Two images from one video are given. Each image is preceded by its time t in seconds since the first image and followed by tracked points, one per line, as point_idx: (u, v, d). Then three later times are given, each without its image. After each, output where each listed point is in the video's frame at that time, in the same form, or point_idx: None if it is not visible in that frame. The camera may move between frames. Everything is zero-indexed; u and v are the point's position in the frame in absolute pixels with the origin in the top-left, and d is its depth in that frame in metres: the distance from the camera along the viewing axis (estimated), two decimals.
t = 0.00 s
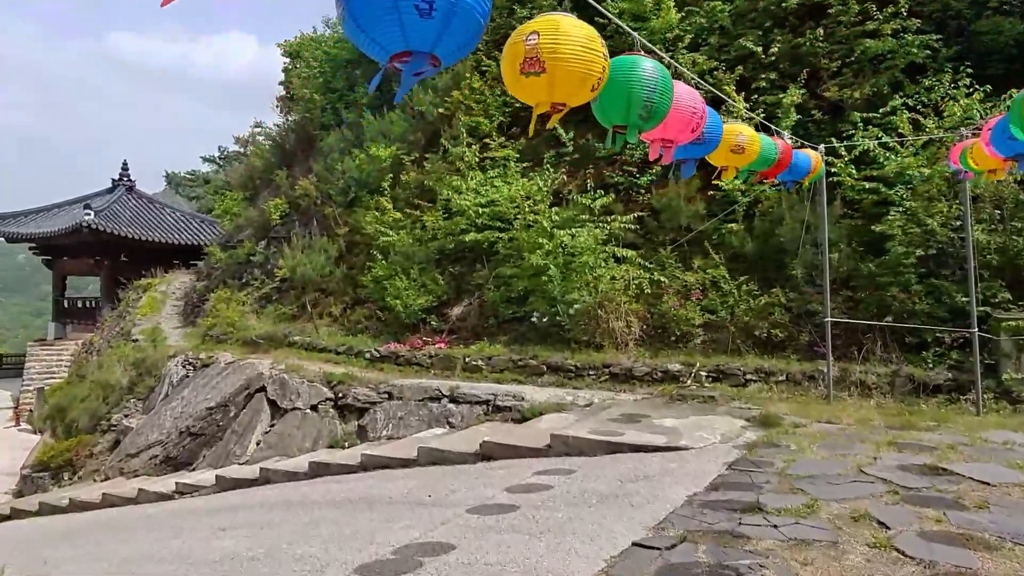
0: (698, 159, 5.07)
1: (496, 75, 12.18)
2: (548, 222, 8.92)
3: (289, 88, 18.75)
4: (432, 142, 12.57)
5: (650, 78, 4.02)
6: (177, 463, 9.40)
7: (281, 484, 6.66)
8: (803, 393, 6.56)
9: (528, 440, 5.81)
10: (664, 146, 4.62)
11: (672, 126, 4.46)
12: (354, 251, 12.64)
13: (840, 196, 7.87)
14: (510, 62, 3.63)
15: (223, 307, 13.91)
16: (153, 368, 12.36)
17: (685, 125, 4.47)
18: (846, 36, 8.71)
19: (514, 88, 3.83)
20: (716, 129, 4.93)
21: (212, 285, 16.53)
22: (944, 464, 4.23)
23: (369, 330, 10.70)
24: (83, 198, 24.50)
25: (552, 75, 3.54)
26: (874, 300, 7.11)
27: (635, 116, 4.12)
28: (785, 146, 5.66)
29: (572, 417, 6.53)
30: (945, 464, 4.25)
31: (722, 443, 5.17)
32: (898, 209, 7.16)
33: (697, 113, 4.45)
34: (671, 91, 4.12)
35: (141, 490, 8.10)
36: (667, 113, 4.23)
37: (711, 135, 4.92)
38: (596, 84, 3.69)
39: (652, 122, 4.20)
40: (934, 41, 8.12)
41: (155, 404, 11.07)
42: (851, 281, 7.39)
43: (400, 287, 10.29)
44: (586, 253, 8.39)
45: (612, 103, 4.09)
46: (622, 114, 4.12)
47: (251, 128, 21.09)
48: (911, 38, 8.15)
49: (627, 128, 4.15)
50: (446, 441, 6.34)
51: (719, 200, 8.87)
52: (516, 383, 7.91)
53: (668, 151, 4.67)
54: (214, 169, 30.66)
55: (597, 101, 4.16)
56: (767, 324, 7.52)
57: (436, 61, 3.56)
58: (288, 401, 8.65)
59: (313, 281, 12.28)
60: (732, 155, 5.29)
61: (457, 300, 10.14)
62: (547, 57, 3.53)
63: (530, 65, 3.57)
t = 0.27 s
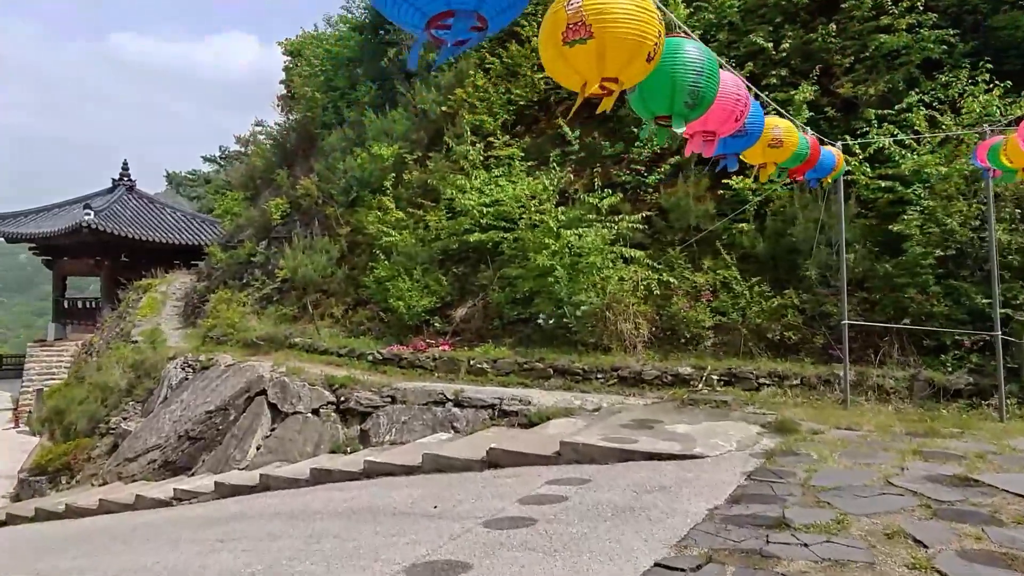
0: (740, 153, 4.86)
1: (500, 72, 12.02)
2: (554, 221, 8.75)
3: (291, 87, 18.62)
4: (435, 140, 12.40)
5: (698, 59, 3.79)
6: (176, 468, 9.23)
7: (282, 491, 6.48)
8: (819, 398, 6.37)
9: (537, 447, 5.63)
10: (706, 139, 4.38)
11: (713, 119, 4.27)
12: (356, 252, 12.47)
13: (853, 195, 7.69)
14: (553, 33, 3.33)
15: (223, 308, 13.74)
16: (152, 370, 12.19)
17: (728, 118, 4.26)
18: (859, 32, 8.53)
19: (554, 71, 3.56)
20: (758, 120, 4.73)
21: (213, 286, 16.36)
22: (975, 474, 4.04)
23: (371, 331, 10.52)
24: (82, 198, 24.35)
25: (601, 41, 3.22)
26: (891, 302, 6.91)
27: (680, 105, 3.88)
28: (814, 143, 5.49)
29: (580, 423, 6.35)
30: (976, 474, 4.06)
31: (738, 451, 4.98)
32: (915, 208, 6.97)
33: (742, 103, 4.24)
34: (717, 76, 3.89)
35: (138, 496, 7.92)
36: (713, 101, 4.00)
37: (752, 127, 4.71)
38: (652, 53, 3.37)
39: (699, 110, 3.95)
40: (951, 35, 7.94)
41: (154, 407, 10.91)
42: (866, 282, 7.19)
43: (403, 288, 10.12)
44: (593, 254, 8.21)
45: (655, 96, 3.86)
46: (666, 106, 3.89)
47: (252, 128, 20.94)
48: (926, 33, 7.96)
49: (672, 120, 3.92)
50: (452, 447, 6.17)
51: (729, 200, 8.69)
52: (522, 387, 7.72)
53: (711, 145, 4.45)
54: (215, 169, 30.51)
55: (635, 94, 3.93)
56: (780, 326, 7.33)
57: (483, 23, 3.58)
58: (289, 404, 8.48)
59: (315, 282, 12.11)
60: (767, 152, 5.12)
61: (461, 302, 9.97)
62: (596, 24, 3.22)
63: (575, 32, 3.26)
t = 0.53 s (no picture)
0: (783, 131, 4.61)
1: (504, 67, 11.83)
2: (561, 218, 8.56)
3: (291, 84, 18.46)
4: (438, 136, 12.21)
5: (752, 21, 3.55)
6: (174, 470, 9.05)
7: (281, 495, 6.30)
8: (836, 399, 6.16)
9: (546, 450, 5.43)
10: (749, 115, 4.18)
11: (757, 92, 4.04)
12: (357, 250, 12.28)
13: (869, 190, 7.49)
14: None
15: (223, 307, 13.56)
16: (151, 370, 12.01)
17: (773, 91, 4.03)
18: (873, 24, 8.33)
19: (594, 30, 3.19)
20: (801, 96, 4.49)
21: (212, 285, 16.19)
22: (1010, 480, 3.83)
23: (373, 330, 10.33)
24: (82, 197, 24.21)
25: None
26: (909, 300, 6.70)
27: (731, 75, 3.57)
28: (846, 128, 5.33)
29: (589, 425, 6.16)
30: (1012, 479, 3.85)
31: (757, 454, 4.78)
32: (934, 203, 6.77)
33: (788, 73, 4.02)
34: (770, 41, 3.60)
35: (135, 499, 7.74)
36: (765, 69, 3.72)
37: (796, 103, 4.47)
38: (706, 4, 2.97)
39: (751, 79, 3.64)
40: (969, 26, 7.74)
41: (152, 408, 10.73)
42: (883, 279, 6.98)
43: (405, 287, 9.94)
44: (601, 251, 8.02)
45: (703, 66, 3.54)
46: (714, 76, 3.57)
47: (252, 125, 20.76)
48: (943, 25, 7.77)
49: (721, 90, 3.60)
50: (457, 450, 5.97)
51: (740, 196, 8.50)
52: (528, 387, 7.53)
53: (753, 121, 4.22)
54: (215, 168, 30.35)
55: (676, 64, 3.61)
56: (794, 325, 7.12)
57: None
58: (289, 405, 8.30)
59: (316, 280, 11.93)
60: (804, 132, 4.91)
61: (465, 300, 9.77)
62: None
63: None
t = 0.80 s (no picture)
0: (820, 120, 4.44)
1: (507, 63, 11.64)
2: (567, 216, 8.37)
3: (293, 82, 18.30)
4: (440, 134, 12.02)
5: None
6: (173, 474, 8.89)
7: (281, 501, 6.13)
8: (853, 402, 5.97)
9: (555, 456, 5.25)
10: (787, 99, 4.01)
11: (798, 75, 3.85)
12: (358, 249, 12.10)
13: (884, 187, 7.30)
14: None
15: (223, 307, 13.40)
16: (150, 371, 11.85)
17: (816, 74, 3.84)
18: (887, 17, 8.15)
19: None
20: (843, 85, 4.31)
21: (212, 285, 16.03)
22: None
23: (375, 331, 10.15)
24: (82, 196, 24.08)
25: None
26: (928, 300, 6.50)
27: (774, 52, 3.43)
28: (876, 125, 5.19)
29: (598, 430, 5.98)
30: None
31: (775, 461, 4.59)
32: (953, 201, 6.57)
33: (833, 57, 3.83)
34: (820, 19, 3.43)
35: (132, 504, 7.58)
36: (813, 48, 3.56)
37: (837, 91, 4.28)
38: None
39: (797, 58, 3.48)
40: (986, 19, 7.53)
41: (150, 410, 10.56)
42: (899, 279, 6.79)
43: (408, 286, 9.76)
44: (608, 250, 7.85)
45: (746, 41, 3.40)
46: (756, 54, 3.45)
47: (252, 124, 20.58)
48: (960, 18, 7.58)
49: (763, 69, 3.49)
50: (462, 456, 5.79)
51: (751, 194, 8.31)
52: (534, 390, 7.35)
53: (790, 106, 4.06)
54: (215, 167, 30.19)
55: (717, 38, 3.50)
56: (808, 326, 6.93)
57: None
58: (289, 408, 8.12)
59: (317, 280, 11.75)
60: (833, 126, 4.76)
61: (468, 300, 9.59)
62: None
63: None
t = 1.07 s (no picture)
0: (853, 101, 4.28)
1: (509, 59, 11.47)
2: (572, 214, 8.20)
3: (291, 79, 18.13)
4: (441, 131, 11.84)
5: None
6: (169, 477, 8.73)
7: (279, 506, 5.99)
8: (867, 405, 5.80)
9: (562, 460, 5.08)
10: (826, 73, 3.89)
11: (841, 45, 3.70)
12: (358, 248, 11.92)
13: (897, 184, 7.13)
14: None
15: (220, 307, 13.22)
16: (146, 372, 11.67)
17: (860, 46, 3.70)
18: (898, 11, 8.00)
19: None
20: (883, 63, 4.18)
21: (210, 285, 15.85)
22: None
23: (375, 331, 9.97)
24: (79, 195, 23.89)
25: None
26: (944, 300, 6.32)
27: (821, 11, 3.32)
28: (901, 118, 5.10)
29: (605, 434, 5.80)
30: None
31: (792, 466, 4.41)
32: (969, 197, 6.40)
33: (879, 29, 3.70)
34: None
35: (127, 508, 7.41)
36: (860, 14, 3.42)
37: (875, 69, 4.14)
38: None
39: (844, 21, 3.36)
40: (1001, 12, 7.37)
41: (146, 412, 10.37)
42: (914, 278, 6.61)
43: (408, 286, 9.58)
44: (614, 248, 7.68)
45: None
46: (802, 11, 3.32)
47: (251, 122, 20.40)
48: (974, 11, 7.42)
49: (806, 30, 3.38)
50: (465, 460, 5.61)
51: (759, 191, 8.13)
52: (538, 392, 7.19)
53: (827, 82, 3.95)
54: (213, 166, 30.01)
55: None
56: (820, 326, 6.76)
57: None
58: (287, 410, 7.94)
59: (315, 279, 11.58)
60: (860, 111, 4.74)
61: (470, 300, 9.41)
62: None
63: None
